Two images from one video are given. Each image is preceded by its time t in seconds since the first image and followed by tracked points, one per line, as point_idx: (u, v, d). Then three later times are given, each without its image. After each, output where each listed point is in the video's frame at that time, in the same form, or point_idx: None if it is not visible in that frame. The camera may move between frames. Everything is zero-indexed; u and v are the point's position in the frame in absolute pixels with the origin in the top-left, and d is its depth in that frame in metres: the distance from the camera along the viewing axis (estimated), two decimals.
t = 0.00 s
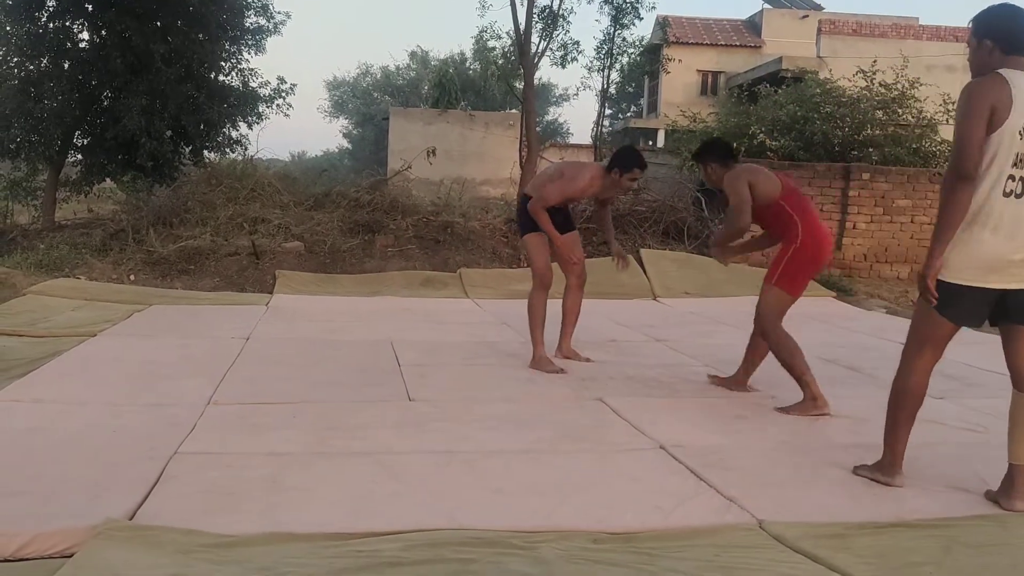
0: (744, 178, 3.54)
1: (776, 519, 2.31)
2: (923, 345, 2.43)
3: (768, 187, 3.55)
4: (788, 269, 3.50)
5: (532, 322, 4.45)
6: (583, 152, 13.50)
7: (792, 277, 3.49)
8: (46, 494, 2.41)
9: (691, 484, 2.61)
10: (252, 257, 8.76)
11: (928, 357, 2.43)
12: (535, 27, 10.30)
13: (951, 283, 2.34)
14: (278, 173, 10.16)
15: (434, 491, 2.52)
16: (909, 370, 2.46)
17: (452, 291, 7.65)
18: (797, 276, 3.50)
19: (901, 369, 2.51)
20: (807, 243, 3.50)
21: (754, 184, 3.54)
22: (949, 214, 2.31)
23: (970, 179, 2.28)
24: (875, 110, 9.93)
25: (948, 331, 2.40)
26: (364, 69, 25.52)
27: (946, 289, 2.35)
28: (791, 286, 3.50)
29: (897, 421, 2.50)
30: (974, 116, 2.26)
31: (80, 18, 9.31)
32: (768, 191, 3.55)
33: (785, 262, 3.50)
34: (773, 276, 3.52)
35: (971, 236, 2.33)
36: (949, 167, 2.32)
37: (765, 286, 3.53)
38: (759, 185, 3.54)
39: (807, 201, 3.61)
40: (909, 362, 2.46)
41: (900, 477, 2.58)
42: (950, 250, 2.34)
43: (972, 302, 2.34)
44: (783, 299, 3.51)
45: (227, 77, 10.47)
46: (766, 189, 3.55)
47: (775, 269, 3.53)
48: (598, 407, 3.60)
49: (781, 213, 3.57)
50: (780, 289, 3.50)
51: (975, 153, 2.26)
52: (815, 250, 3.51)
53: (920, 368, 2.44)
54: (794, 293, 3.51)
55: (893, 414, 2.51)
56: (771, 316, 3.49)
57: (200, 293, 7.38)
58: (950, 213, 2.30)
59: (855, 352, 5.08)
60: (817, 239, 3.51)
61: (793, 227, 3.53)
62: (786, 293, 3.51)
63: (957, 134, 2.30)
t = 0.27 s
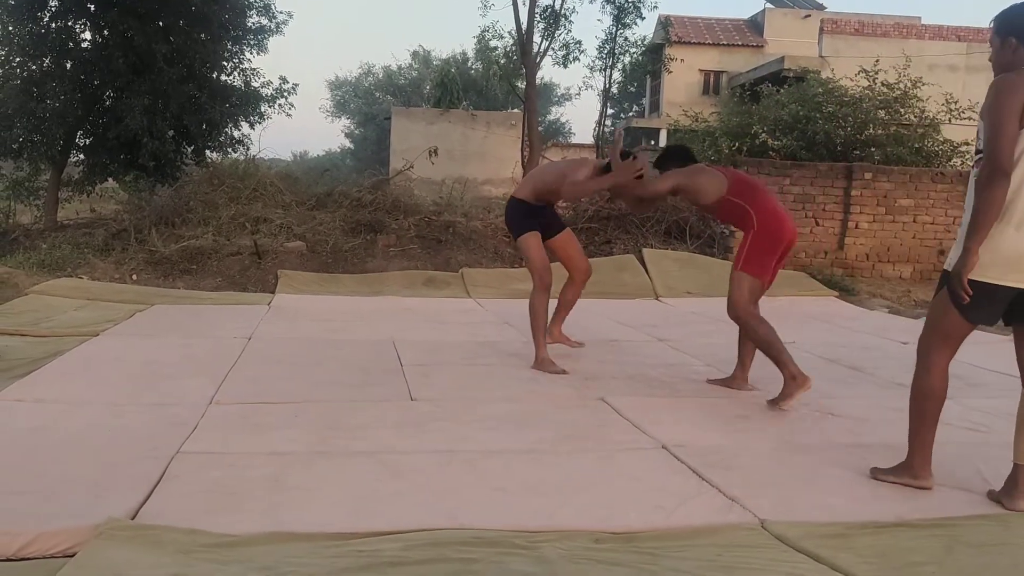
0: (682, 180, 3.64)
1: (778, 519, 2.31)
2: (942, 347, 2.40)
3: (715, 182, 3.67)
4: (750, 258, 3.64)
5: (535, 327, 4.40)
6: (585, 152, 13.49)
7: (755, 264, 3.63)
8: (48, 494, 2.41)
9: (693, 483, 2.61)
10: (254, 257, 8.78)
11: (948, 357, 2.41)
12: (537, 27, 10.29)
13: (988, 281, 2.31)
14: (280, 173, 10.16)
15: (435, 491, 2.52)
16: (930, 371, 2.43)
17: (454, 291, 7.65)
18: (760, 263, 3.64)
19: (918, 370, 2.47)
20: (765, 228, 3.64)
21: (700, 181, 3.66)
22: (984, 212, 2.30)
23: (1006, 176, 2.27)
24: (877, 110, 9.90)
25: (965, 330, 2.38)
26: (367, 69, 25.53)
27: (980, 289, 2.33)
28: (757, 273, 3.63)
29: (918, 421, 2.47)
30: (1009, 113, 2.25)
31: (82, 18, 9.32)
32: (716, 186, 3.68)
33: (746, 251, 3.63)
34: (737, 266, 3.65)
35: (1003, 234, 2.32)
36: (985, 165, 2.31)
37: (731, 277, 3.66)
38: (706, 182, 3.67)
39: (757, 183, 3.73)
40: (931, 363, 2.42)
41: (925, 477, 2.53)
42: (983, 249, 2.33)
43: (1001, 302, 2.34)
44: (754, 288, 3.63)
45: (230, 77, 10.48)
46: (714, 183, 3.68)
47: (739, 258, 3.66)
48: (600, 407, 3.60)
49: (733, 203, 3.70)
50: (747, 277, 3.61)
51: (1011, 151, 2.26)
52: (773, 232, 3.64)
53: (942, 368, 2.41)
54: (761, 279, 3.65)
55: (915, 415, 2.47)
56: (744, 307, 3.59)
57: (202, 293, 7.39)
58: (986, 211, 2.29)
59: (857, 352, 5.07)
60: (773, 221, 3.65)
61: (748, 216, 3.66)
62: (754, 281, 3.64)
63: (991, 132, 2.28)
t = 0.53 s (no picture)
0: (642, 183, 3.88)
1: (780, 518, 2.31)
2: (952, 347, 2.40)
3: (672, 186, 3.79)
4: (711, 259, 3.62)
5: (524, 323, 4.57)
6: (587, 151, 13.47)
7: (716, 264, 3.62)
8: (51, 492, 2.41)
9: (694, 483, 2.61)
10: (256, 256, 8.78)
11: (957, 357, 2.40)
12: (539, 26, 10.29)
13: (977, 278, 2.32)
14: (282, 172, 10.17)
15: (437, 489, 2.52)
16: (938, 370, 2.43)
17: (455, 290, 7.66)
18: (721, 261, 3.62)
19: (929, 369, 2.47)
20: (723, 227, 3.64)
21: (659, 185, 3.82)
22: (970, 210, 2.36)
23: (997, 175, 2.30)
24: (880, 108, 9.93)
25: (975, 331, 2.37)
26: (369, 68, 25.54)
27: (972, 287, 2.34)
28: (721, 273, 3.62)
29: (925, 420, 2.47)
30: (1004, 113, 2.28)
31: (85, 17, 9.33)
32: (674, 190, 3.78)
33: (706, 252, 3.61)
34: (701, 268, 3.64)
35: (998, 233, 2.33)
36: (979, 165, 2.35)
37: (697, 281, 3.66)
38: (664, 187, 3.80)
39: (715, 184, 3.76)
40: (939, 363, 2.42)
41: (930, 476, 2.54)
42: (973, 248, 2.35)
43: (1002, 303, 2.32)
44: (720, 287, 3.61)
45: (232, 76, 10.49)
46: (673, 186, 3.79)
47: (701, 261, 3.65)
48: (602, 405, 3.60)
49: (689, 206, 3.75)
50: (711, 278, 3.60)
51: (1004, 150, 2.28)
52: (731, 231, 3.64)
53: (951, 368, 2.40)
54: (726, 280, 3.63)
55: (921, 414, 2.48)
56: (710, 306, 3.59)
57: (205, 292, 7.39)
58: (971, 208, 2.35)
59: (859, 351, 5.07)
60: (728, 222, 3.64)
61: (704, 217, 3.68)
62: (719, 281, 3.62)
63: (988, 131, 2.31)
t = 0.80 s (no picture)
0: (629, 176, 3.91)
1: (780, 516, 2.31)
2: (947, 346, 2.40)
3: (648, 188, 3.81)
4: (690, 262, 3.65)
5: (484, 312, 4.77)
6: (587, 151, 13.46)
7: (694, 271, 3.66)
8: (51, 491, 2.42)
9: (695, 482, 2.61)
10: (256, 255, 8.79)
11: (953, 353, 2.41)
12: (539, 25, 10.30)
13: (971, 277, 2.33)
14: (282, 171, 10.17)
15: (437, 488, 2.52)
16: (935, 367, 2.43)
17: (456, 289, 7.66)
18: (698, 267, 3.66)
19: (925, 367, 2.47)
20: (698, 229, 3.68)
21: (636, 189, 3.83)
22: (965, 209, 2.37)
23: (993, 175, 2.31)
24: (880, 108, 9.94)
25: (971, 328, 2.37)
26: (369, 67, 25.55)
27: (967, 285, 2.34)
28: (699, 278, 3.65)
29: (923, 419, 2.47)
30: (999, 113, 2.29)
31: (85, 17, 9.34)
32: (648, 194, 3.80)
33: (683, 260, 3.65)
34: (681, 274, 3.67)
35: (994, 232, 2.33)
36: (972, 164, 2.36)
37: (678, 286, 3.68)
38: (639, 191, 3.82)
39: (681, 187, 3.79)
40: (935, 360, 2.42)
41: (931, 476, 2.54)
42: (968, 247, 2.36)
43: (998, 302, 2.32)
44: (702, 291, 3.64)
45: (232, 75, 10.48)
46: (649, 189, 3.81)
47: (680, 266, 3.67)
48: (601, 405, 3.60)
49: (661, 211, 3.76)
50: (692, 281, 3.63)
51: (999, 149, 2.29)
52: (704, 232, 3.69)
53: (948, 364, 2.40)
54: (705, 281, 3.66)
55: (920, 413, 2.48)
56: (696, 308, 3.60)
57: (205, 291, 7.40)
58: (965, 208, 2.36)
59: (859, 350, 5.07)
60: (700, 228, 3.67)
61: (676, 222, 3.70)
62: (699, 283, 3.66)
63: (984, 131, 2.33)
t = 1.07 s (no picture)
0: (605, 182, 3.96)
1: (780, 516, 2.31)
2: (940, 345, 2.41)
3: (630, 183, 3.90)
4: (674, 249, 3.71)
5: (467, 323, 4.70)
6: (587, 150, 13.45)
7: (683, 257, 3.71)
8: (50, 490, 2.41)
9: (694, 481, 2.61)
10: (256, 255, 8.79)
11: (946, 352, 2.42)
12: (539, 25, 10.29)
13: (961, 278, 2.33)
14: (282, 170, 10.16)
15: (437, 488, 2.52)
16: (928, 366, 2.44)
17: (455, 288, 7.66)
18: (687, 253, 3.72)
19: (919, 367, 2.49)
20: (684, 216, 3.75)
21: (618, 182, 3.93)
22: (959, 210, 2.32)
23: (984, 175, 2.27)
24: (880, 107, 9.95)
25: (964, 326, 2.39)
26: (369, 67, 25.53)
27: (959, 285, 2.34)
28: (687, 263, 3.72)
29: (920, 418, 2.48)
30: (989, 111, 2.25)
31: (85, 16, 9.34)
32: (631, 188, 3.89)
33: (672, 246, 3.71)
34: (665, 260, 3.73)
35: (983, 233, 2.32)
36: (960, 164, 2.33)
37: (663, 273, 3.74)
38: (622, 185, 3.91)
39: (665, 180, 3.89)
40: (929, 359, 2.44)
41: (935, 477, 2.53)
42: (957, 248, 2.35)
43: (990, 302, 2.33)
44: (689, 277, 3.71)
45: (232, 74, 10.46)
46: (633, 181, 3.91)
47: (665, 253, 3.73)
48: (601, 404, 3.60)
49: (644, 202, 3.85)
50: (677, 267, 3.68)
51: (989, 149, 2.26)
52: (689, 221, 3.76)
53: (941, 363, 2.42)
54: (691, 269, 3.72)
55: (917, 413, 2.48)
56: (681, 293, 3.65)
57: (205, 291, 7.39)
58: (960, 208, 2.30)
59: (859, 350, 5.07)
60: (689, 215, 3.76)
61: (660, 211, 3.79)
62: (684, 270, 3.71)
63: (972, 130, 2.29)
